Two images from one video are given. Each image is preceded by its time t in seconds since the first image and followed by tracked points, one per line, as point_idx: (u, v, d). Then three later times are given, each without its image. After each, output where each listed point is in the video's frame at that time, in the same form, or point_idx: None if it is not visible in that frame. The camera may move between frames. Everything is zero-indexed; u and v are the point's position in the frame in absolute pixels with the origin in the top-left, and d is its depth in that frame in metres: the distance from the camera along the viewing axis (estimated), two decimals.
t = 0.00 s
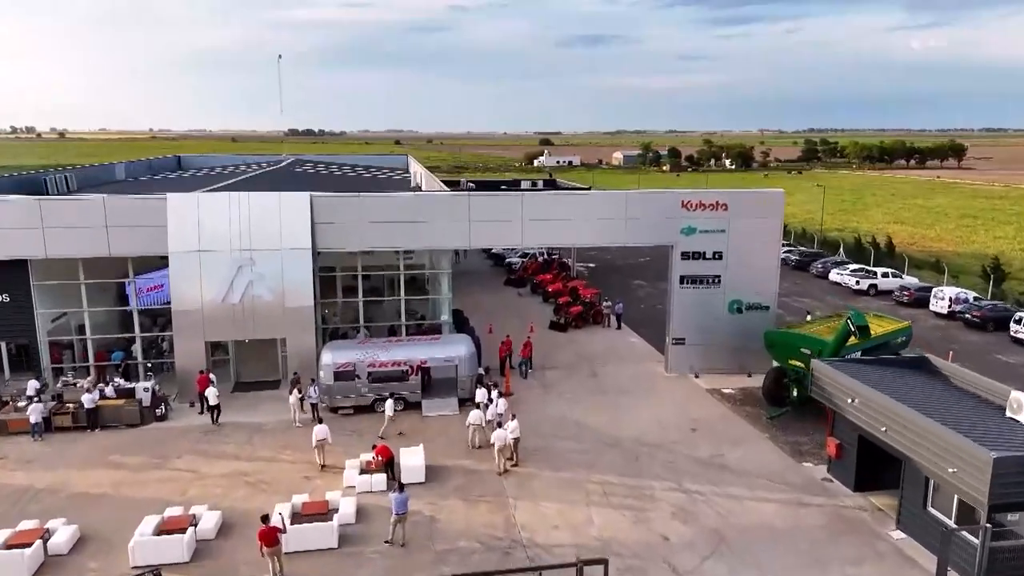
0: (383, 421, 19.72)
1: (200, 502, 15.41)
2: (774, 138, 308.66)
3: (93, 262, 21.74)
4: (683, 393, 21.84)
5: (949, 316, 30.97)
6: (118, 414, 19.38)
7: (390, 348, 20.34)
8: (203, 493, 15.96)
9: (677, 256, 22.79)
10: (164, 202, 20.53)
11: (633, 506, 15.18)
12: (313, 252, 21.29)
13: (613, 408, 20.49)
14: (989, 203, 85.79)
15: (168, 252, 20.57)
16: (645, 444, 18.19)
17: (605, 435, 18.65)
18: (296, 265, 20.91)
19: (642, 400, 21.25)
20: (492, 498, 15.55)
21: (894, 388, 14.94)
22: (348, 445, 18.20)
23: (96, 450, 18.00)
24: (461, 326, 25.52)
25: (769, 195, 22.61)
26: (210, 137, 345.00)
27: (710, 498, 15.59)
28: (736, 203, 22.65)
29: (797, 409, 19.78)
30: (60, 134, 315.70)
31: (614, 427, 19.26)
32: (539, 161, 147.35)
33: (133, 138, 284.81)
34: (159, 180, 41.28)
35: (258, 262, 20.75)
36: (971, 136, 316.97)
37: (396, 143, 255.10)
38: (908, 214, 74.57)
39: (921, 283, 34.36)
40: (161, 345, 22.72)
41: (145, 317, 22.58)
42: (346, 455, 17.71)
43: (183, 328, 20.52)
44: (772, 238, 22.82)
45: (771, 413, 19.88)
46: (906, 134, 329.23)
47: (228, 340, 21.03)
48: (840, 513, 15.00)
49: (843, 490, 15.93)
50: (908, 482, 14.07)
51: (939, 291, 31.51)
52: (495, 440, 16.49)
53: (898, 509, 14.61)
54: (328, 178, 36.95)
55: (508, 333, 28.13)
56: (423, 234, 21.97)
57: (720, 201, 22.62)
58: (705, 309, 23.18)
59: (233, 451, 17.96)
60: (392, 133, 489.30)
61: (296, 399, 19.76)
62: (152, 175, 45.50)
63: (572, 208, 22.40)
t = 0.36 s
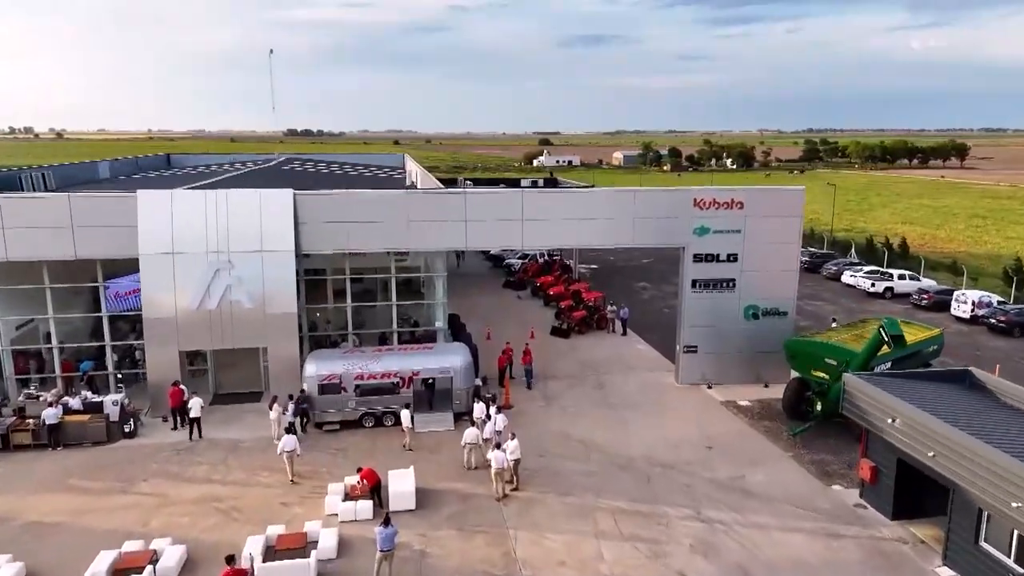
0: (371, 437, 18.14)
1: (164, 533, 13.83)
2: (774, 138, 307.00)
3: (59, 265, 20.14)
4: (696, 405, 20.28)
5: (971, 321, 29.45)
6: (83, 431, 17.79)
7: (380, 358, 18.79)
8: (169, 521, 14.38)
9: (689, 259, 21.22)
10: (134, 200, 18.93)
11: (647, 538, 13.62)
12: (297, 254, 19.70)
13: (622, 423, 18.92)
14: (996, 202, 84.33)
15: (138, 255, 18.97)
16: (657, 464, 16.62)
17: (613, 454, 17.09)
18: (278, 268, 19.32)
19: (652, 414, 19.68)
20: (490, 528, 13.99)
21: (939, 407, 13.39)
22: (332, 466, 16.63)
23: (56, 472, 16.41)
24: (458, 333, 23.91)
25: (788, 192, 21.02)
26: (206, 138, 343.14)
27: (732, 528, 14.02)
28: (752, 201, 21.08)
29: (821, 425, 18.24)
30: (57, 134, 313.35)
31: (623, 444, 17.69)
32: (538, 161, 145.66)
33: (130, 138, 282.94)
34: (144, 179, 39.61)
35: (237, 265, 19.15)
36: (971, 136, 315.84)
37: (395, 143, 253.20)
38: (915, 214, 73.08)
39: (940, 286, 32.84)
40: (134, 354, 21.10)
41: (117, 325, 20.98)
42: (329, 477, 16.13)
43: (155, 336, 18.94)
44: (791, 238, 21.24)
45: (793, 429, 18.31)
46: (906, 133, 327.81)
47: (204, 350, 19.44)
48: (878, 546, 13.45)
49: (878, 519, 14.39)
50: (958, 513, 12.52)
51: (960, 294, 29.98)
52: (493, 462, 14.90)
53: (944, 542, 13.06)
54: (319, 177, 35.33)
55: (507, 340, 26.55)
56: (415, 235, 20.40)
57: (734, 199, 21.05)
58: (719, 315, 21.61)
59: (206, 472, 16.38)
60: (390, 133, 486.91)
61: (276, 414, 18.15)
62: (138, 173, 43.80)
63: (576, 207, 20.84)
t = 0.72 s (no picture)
0: (358, 448, 16.59)
1: (120, 560, 12.25)
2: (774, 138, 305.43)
3: (20, 261, 18.55)
4: (711, 412, 18.72)
5: (997, 321, 27.88)
6: (41, 442, 16.21)
7: (368, 361, 17.25)
8: (128, 546, 12.81)
9: (702, 254, 19.66)
10: (99, 188, 17.34)
11: (665, 565, 12.07)
12: (278, 248, 18.13)
13: (632, 432, 17.37)
14: (1004, 200, 82.82)
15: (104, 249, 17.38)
16: (672, 478, 15.07)
17: (623, 467, 15.54)
18: (257, 264, 17.76)
19: (664, 421, 18.12)
20: (488, 553, 12.42)
21: (997, 415, 11.82)
22: (313, 481, 15.07)
23: (8, 488, 14.83)
24: (454, 334, 22.36)
25: (811, 182, 19.44)
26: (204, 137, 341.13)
27: (760, 553, 12.46)
28: (771, 191, 19.49)
29: (850, 434, 16.72)
30: (54, 134, 311.59)
31: (634, 456, 16.12)
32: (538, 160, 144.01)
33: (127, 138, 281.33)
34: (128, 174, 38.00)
35: (212, 260, 17.57)
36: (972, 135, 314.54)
37: (393, 142, 251.35)
38: (922, 212, 71.53)
39: (961, 284, 31.27)
40: (102, 357, 19.51)
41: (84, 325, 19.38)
42: (311, 493, 14.56)
43: (123, 337, 17.38)
44: (813, 232, 19.66)
45: (819, 438, 16.79)
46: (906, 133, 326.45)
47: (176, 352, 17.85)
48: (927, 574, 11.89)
49: (923, 542, 12.85)
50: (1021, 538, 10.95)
51: (984, 293, 28.43)
52: (489, 479, 13.34)
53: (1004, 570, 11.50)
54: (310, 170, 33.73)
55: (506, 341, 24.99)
56: (406, 227, 18.83)
57: (752, 188, 19.47)
58: (734, 314, 20.07)
59: (175, 488, 14.82)
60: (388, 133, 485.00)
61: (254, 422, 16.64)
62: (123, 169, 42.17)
63: (581, 197, 19.28)
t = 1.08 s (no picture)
0: (345, 455, 15.41)
1: None
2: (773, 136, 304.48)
3: None
4: (724, 414, 17.57)
5: (1016, 318, 26.77)
6: (3, 448, 15.01)
7: (358, 360, 16.09)
8: (89, 564, 11.63)
9: (714, 246, 18.51)
10: (67, 176, 16.15)
11: None
12: (260, 240, 16.96)
13: (639, 436, 16.23)
14: (1008, 197, 81.88)
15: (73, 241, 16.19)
16: (685, 487, 13.92)
17: (631, 475, 14.38)
18: (238, 257, 16.59)
19: (674, 424, 16.98)
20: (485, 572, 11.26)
21: None
22: (296, 490, 13.90)
23: None
24: (449, 332, 21.20)
25: (828, 170, 18.31)
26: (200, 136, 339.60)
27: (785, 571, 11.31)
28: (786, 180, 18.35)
29: (873, 438, 15.63)
30: (49, 133, 309.58)
31: (643, 462, 14.97)
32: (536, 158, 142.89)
33: (123, 137, 279.50)
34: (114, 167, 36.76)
35: (190, 253, 16.41)
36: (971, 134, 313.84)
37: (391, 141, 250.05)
38: (927, 209, 70.45)
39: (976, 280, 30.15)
40: (74, 358, 18.30)
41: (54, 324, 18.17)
42: (293, 504, 13.40)
43: (93, 336, 16.19)
44: (831, 223, 18.52)
45: (841, 444, 15.68)
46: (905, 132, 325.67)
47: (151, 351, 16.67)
48: None
49: (963, 558, 11.71)
50: None
51: (1003, 289, 27.31)
52: (487, 490, 12.19)
53: None
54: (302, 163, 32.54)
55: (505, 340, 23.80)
56: (398, 218, 17.66)
57: (766, 177, 18.33)
58: (747, 311, 18.93)
59: (145, 500, 13.64)
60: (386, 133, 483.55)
61: (233, 427, 15.46)
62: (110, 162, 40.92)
63: (585, 186, 18.13)
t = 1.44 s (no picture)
0: (330, 461, 14.28)
1: None
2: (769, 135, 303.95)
3: None
4: (735, 416, 16.50)
5: None
6: None
7: (343, 360, 14.94)
8: None
9: (722, 237, 17.44)
10: (29, 161, 14.98)
11: None
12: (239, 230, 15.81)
13: (645, 439, 15.16)
14: (1008, 194, 81.20)
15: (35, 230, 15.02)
16: (697, 496, 12.85)
17: (638, 483, 13.30)
18: (214, 248, 15.46)
19: (682, 427, 15.89)
20: None
21: None
22: (274, 501, 12.78)
23: None
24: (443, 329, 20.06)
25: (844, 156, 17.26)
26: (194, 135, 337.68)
27: None
28: (800, 167, 17.31)
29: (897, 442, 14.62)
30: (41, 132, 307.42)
31: (650, 468, 13.88)
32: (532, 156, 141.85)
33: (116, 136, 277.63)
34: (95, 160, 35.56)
35: (162, 244, 15.28)
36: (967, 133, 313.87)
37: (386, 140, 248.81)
38: (928, 206, 69.57)
39: (988, 276, 29.16)
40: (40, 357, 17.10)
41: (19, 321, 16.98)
42: (270, 516, 12.27)
43: (57, 334, 15.03)
44: (846, 213, 17.48)
45: (862, 448, 14.67)
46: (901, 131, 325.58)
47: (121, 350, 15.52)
48: None
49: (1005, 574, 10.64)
50: None
51: (1018, 285, 26.32)
52: (483, 501, 11.06)
53: None
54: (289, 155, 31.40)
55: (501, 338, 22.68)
56: (387, 207, 16.54)
57: (778, 163, 17.26)
58: (757, 305, 17.86)
59: (109, 512, 12.50)
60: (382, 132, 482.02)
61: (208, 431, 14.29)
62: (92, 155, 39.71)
63: (586, 173, 17.04)
